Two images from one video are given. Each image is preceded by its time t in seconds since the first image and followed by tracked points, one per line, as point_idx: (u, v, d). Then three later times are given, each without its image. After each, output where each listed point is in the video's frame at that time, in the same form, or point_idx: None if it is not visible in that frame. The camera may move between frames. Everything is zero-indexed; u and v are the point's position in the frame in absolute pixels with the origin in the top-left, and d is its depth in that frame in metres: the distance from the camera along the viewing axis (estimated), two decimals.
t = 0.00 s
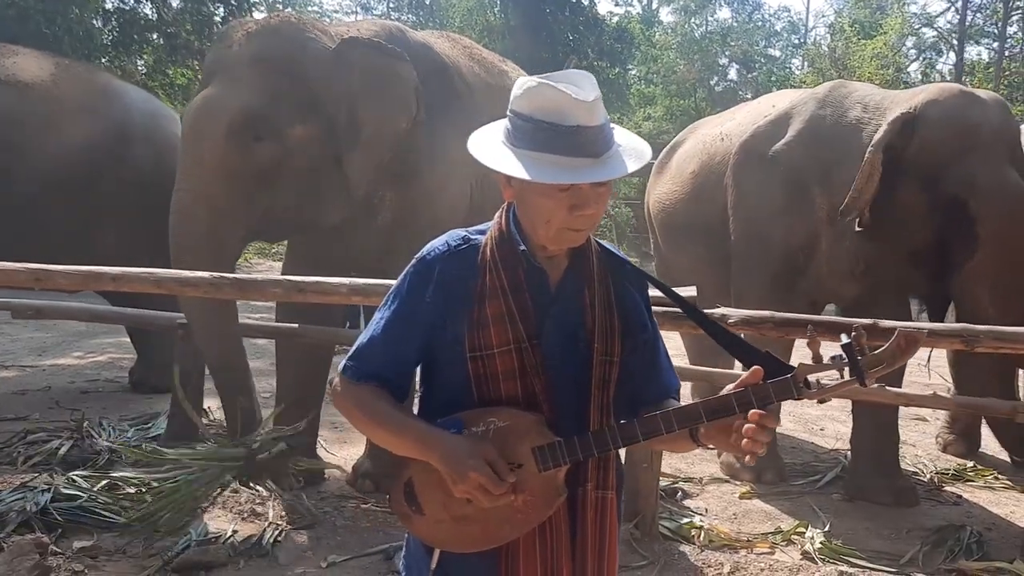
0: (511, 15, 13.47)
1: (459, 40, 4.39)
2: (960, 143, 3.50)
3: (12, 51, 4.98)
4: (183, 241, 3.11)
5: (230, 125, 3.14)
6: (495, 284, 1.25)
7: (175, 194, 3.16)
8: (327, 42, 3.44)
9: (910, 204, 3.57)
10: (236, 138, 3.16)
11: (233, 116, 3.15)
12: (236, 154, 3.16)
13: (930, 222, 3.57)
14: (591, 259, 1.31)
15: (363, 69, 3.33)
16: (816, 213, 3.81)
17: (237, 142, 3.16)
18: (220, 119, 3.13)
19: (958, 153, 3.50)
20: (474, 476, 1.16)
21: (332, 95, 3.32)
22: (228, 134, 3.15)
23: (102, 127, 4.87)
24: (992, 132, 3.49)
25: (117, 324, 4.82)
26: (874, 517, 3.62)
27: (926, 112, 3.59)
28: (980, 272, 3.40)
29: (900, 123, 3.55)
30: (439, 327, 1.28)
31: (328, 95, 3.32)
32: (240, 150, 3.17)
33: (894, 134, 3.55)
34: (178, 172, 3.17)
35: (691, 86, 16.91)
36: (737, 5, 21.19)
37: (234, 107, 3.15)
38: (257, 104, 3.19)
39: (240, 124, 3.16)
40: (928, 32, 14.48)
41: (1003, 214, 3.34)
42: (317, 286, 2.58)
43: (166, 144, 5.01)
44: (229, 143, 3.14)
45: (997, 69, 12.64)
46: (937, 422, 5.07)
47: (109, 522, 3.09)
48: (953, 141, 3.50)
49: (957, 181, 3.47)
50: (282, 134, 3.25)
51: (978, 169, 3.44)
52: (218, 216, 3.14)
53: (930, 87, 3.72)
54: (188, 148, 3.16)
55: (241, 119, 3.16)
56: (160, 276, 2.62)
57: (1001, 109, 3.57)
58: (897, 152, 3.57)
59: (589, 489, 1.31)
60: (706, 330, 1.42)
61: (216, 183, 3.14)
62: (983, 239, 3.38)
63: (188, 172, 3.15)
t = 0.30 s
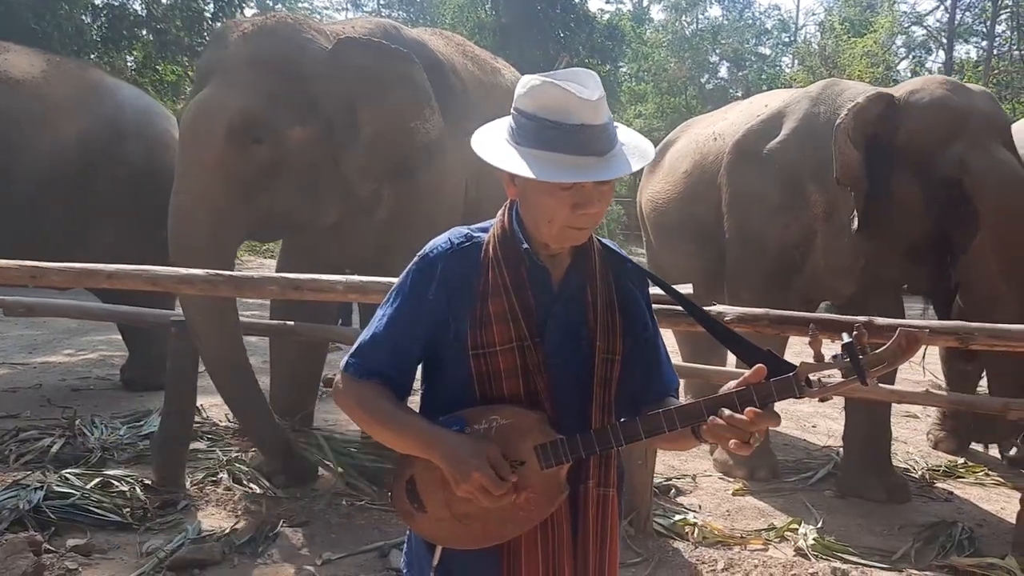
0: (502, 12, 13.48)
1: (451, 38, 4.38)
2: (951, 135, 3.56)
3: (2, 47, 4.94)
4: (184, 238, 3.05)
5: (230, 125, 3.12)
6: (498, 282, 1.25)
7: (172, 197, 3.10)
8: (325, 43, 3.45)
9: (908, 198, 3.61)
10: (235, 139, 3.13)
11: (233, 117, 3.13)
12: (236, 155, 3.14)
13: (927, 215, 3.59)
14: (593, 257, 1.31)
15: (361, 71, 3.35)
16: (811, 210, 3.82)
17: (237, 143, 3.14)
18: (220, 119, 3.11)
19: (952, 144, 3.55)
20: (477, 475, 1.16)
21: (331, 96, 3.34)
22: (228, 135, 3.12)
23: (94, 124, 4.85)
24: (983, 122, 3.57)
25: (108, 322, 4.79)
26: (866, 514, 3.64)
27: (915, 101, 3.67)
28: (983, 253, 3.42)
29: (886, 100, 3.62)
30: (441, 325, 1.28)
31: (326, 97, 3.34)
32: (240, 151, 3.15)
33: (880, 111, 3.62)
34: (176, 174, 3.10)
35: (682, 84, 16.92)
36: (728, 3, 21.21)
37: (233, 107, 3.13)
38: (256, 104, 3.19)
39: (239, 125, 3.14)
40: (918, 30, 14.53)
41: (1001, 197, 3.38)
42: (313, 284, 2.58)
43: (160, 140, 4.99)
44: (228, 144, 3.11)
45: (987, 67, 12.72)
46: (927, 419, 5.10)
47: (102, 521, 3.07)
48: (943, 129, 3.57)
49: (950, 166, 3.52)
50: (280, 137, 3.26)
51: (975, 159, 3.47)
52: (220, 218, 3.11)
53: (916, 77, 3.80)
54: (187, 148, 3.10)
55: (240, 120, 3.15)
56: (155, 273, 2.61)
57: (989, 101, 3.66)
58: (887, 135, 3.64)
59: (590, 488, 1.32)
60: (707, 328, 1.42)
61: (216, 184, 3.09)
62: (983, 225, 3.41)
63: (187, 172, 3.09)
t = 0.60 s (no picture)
0: (492, 10, 13.50)
1: (445, 35, 4.37)
2: (937, 129, 3.64)
3: None
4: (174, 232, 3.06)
5: (227, 122, 3.13)
6: (495, 280, 1.25)
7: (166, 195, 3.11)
8: (324, 41, 3.45)
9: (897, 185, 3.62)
10: (232, 136, 3.15)
11: (231, 113, 3.14)
12: (233, 151, 3.15)
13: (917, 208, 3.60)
14: (590, 254, 1.32)
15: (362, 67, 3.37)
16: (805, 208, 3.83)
17: (234, 139, 3.16)
18: (217, 116, 3.12)
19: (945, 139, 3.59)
20: (474, 471, 1.16)
21: (328, 93, 3.34)
22: (224, 133, 3.13)
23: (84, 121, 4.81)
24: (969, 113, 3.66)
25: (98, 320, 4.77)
26: (856, 509, 3.66)
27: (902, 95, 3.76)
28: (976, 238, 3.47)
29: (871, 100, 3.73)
30: (439, 322, 1.28)
31: (324, 94, 3.34)
32: (236, 147, 3.17)
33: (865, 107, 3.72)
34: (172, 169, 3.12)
35: (672, 81, 16.94)
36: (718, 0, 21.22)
37: (231, 103, 3.14)
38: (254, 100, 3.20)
39: (236, 123, 3.15)
40: (907, 28, 14.59)
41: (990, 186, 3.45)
42: (307, 281, 2.58)
43: (152, 138, 4.93)
44: (225, 143, 3.13)
45: (974, 65, 12.78)
46: (917, 415, 5.13)
47: (93, 519, 3.05)
48: (931, 119, 3.65)
49: (936, 153, 3.58)
50: (277, 133, 3.25)
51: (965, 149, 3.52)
52: (218, 213, 3.12)
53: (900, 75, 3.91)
54: (183, 144, 3.11)
55: (237, 116, 3.16)
56: (147, 271, 2.60)
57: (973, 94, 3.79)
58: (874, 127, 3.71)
59: (587, 484, 1.32)
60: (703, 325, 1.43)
61: (213, 182, 3.11)
62: (973, 212, 3.47)
63: (183, 167, 3.10)
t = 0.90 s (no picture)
0: (480, 6, 13.50)
1: (434, 34, 4.36)
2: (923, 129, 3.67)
3: None
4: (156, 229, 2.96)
5: (216, 107, 3.12)
6: (487, 277, 1.26)
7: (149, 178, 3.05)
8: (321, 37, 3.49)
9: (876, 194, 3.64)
10: (221, 121, 3.13)
11: (221, 97, 3.14)
12: (222, 136, 3.13)
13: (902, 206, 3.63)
14: (581, 252, 1.33)
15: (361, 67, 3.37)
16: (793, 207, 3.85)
17: (223, 124, 3.14)
18: (207, 100, 3.11)
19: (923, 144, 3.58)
20: (467, 463, 1.17)
21: (320, 88, 3.35)
22: (214, 118, 3.11)
23: (69, 117, 4.78)
24: (949, 120, 3.62)
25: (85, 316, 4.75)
26: (842, 505, 3.69)
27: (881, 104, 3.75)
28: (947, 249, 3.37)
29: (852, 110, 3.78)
30: (432, 319, 1.29)
31: (315, 89, 3.35)
32: (224, 133, 3.15)
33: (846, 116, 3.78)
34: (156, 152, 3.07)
35: (660, 78, 16.97)
36: None
37: (221, 89, 3.16)
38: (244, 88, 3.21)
39: (225, 110, 3.14)
40: (893, 26, 14.66)
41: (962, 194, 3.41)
42: (296, 278, 2.59)
43: (137, 132, 4.89)
44: (214, 129, 3.11)
45: (960, 63, 12.84)
46: (903, 411, 5.18)
47: (81, 516, 3.05)
48: (909, 126, 3.64)
49: (913, 162, 3.57)
50: (266, 124, 3.25)
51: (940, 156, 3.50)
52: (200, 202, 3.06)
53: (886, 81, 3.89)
54: (170, 127, 3.08)
55: (226, 102, 3.16)
56: (137, 267, 2.59)
57: (957, 99, 3.75)
58: (862, 126, 3.74)
59: (578, 480, 1.34)
60: (693, 323, 1.44)
61: (195, 166, 3.06)
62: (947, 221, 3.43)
63: (168, 146, 3.06)
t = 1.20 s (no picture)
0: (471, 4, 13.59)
1: (426, 32, 4.36)
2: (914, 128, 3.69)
3: None
4: (146, 222, 2.94)
5: (208, 96, 3.11)
6: (480, 273, 1.27)
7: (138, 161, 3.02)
8: (315, 30, 3.49)
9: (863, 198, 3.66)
10: (213, 111, 3.12)
11: (213, 87, 3.13)
12: (214, 126, 3.12)
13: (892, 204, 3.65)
14: (573, 249, 1.34)
15: (352, 59, 3.40)
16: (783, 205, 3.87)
17: (214, 115, 3.13)
18: (198, 91, 3.09)
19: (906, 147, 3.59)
20: (462, 455, 1.18)
21: (314, 81, 3.36)
22: (205, 107, 3.10)
23: (57, 112, 4.76)
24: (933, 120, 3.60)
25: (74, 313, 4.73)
26: (831, 501, 3.72)
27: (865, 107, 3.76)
28: (932, 249, 3.40)
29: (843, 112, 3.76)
30: (425, 316, 1.29)
31: (309, 82, 3.35)
32: (216, 123, 3.14)
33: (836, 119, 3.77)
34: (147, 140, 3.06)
35: (650, 76, 16.99)
36: None
37: (214, 79, 3.14)
38: (237, 79, 3.20)
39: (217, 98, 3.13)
40: (881, 25, 14.73)
41: (944, 199, 3.42)
42: (289, 275, 2.59)
43: (127, 127, 4.88)
44: (206, 119, 3.10)
45: (948, 63, 12.92)
46: (891, 408, 5.21)
47: (70, 513, 3.04)
48: (892, 130, 3.64)
49: (897, 165, 3.57)
50: (258, 115, 3.25)
51: (923, 161, 3.50)
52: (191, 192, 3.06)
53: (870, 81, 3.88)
54: (161, 114, 3.06)
55: (219, 92, 3.14)
56: (128, 265, 2.59)
57: (943, 96, 3.71)
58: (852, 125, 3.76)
59: (572, 474, 1.35)
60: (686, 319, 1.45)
61: (188, 154, 3.05)
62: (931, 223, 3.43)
63: (159, 133, 3.04)
